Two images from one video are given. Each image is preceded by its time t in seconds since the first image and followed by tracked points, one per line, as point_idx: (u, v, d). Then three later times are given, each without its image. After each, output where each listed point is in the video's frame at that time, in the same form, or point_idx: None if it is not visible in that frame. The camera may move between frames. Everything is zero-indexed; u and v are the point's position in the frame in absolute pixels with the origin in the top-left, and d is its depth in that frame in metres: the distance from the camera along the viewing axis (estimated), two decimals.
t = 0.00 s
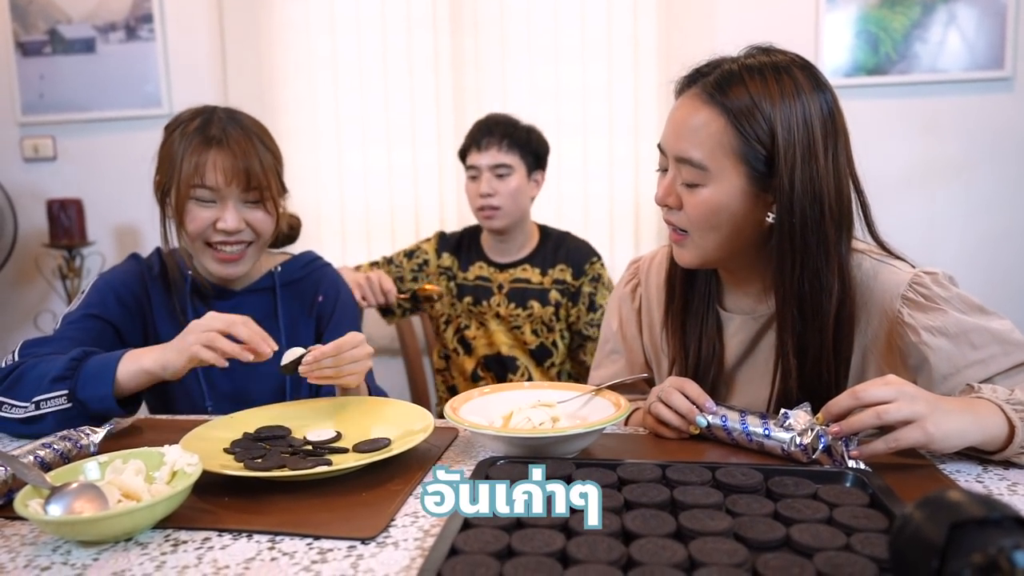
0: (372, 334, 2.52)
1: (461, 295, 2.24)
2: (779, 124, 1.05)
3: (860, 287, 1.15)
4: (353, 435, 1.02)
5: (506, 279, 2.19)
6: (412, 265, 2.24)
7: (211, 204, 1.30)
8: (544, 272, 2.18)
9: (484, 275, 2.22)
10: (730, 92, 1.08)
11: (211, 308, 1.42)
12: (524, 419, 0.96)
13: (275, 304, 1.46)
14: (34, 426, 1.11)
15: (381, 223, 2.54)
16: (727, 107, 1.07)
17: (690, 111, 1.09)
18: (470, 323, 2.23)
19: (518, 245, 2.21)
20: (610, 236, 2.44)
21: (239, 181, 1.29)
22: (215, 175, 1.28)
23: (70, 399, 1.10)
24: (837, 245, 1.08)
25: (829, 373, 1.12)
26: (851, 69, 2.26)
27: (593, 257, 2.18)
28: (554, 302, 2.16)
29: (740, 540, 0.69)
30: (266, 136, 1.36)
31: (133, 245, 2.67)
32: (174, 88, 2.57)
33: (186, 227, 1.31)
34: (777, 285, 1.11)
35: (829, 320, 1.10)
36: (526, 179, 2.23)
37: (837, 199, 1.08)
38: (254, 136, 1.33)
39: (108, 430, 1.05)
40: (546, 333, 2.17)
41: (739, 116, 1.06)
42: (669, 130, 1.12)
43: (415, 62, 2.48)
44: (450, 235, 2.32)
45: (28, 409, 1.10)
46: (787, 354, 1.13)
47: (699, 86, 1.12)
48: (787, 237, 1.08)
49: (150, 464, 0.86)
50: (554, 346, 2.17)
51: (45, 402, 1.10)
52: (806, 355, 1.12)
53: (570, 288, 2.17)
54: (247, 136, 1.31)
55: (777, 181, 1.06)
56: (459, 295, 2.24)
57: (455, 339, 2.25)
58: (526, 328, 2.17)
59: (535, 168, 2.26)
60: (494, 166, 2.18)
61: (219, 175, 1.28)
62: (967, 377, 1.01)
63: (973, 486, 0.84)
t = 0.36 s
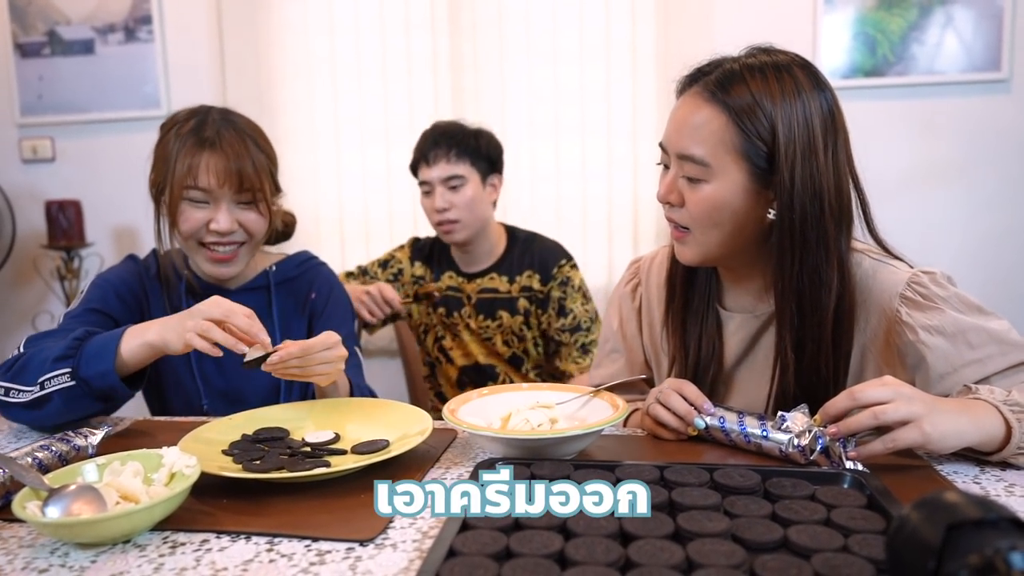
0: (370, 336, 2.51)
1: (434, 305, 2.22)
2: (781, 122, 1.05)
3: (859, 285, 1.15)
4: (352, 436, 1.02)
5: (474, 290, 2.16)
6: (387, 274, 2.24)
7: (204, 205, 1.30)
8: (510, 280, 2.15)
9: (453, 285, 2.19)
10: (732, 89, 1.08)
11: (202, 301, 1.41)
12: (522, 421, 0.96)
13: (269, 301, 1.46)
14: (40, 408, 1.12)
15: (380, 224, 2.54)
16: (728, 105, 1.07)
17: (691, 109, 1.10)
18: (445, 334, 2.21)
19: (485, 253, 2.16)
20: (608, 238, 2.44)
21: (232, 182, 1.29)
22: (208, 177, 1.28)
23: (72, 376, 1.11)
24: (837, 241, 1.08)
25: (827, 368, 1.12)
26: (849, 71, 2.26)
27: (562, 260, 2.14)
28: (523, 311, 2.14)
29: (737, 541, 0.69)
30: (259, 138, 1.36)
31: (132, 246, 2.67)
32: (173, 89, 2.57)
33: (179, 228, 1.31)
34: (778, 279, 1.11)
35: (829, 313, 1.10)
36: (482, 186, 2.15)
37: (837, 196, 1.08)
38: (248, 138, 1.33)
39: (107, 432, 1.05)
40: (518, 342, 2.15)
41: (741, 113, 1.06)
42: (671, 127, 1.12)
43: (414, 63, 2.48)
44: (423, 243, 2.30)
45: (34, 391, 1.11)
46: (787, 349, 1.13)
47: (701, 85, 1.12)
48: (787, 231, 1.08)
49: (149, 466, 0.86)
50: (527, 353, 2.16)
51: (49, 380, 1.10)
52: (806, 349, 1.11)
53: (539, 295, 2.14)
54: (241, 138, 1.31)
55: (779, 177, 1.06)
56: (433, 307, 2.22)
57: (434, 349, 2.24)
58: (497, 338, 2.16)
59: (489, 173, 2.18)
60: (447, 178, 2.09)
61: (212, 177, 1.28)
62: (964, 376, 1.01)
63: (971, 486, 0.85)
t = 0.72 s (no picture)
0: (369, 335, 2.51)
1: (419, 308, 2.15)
2: (785, 117, 1.06)
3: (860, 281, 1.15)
4: (351, 436, 1.02)
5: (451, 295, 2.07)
6: (379, 273, 2.21)
7: (204, 197, 1.30)
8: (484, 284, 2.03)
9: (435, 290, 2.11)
10: (738, 85, 1.08)
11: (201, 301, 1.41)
12: (522, 420, 0.96)
13: (268, 301, 1.46)
14: (37, 407, 1.12)
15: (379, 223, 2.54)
16: (733, 100, 1.07)
17: (696, 105, 1.10)
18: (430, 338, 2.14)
19: (466, 257, 2.05)
20: (608, 237, 2.44)
21: (232, 174, 1.29)
22: (208, 168, 1.28)
23: (68, 375, 1.11)
24: (839, 235, 1.08)
25: (829, 361, 1.12)
26: (849, 71, 2.26)
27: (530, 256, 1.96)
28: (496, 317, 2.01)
29: (736, 540, 0.69)
30: (259, 133, 1.36)
31: (131, 246, 2.67)
32: (173, 88, 2.57)
33: (179, 221, 1.31)
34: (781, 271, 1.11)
35: (832, 306, 1.10)
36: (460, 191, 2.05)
37: (840, 189, 1.08)
38: (249, 133, 1.33)
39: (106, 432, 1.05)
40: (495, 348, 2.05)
41: (747, 108, 1.06)
42: (677, 122, 1.13)
43: (413, 61, 2.48)
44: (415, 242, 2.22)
45: (31, 390, 1.11)
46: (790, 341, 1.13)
47: (707, 80, 1.12)
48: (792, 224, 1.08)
49: (148, 465, 0.86)
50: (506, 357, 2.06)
51: (46, 379, 1.10)
52: (809, 341, 1.11)
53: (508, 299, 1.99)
54: (241, 131, 1.32)
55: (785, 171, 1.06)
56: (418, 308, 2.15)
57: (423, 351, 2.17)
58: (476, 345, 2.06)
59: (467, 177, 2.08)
60: (422, 185, 2.00)
61: (213, 168, 1.28)
62: (962, 372, 1.01)
63: (969, 486, 0.85)
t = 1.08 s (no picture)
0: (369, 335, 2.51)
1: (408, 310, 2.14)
2: (817, 100, 1.08)
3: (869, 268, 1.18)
4: (351, 434, 1.02)
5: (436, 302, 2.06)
6: (375, 273, 2.20)
7: (197, 213, 1.30)
8: (465, 294, 2.01)
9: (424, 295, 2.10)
10: (769, 70, 1.10)
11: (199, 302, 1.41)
12: (521, 420, 0.96)
13: (265, 301, 1.46)
14: (27, 411, 1.12)
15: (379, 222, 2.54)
16: (765, 85, 1.08)
17: (726, 91, 1.10)
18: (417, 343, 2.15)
19: (450, 265, 2.04)
20: (608, 237, 2.44)
21: (224, 190, 1.29)
22: (199, 186, 1.28)
23: (58, 380, 1.11)
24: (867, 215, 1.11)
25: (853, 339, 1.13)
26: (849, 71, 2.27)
27: (511, 264, 1.94)
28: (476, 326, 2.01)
29: (735, 540, 0.69)
30: (249, 143, 1.36)
31: (131, 245, 2.67)
32: (172, 88, 2.57)
33: (174, 237, 1.32)
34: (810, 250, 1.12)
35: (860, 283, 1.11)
36: (446, 196, 2.04)
37: (865, 172, 1.11)
38: (239, 145, 1.32)
39: (105, 431, 1.05)
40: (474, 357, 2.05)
41: (780, 91, 1.08)
42: (703, 111, 1.12)
43: (413, 58, 2.48)
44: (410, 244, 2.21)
45: (21, 394, 1.11)
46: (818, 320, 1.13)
47: (734, 67, 1.13)
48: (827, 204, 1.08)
49: (147, 464, 0.86)
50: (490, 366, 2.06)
51: (35, 384, 1.10)
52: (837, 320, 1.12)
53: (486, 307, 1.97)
54: (232, 145, 1.31)
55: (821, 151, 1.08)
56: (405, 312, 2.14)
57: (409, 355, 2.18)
58: (458, 353, 2.07)
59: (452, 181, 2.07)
60: (406, 190, 2.00)
61: (203, 186, 1.28)
62: (962, 356, 1.04)
63: (968, 486, 0.85)
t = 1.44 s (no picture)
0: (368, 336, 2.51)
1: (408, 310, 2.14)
2: (861, 92, 1.10)
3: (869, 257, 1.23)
4: (350, 433, 1.02)
5: (437, 303, 2.06)
6: (375, 273, 2.20)
7: (174, 207, 1.30)
8: (466, 295, 2.01)
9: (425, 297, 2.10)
10: (820, 60, 1.08)
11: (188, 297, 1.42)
12: (521, 419, 0.96)
13: (258, 295, 1.46)
14: None
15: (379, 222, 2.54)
16: (823, 77, 1.07)
17: (785, 83, 1.07)
18: (418, 343, 2.14)
19: (452, 264, 2.04)
20: (608, 238, 2.44)
21: (197, 185, 1.27)
22: (171, 180, 1.26)
23: None
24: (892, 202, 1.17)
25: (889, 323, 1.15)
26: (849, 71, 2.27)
27: (512, 266, 1.94)
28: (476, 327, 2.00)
29: (734, 540, 0.69)
30: (226, 135, 1.34)
31: (131, 243, 2.67)
32: (171, 87, 2.57)
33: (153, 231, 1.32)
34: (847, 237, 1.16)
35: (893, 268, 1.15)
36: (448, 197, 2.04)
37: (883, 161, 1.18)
38: (214, 139, 1.30)
39: (104, 430, 1.05)
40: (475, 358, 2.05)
41: (834, 84, 1.07)
42: (756, 107, 1.07)
43: (413, 56, 2.48)
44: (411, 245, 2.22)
45: None
46: (868, 305, 1.15)
47: (782, 58, 1.10)
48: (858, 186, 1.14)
49: (147, 463, 0.86)
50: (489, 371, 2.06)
51: None
52: (875, 305, 1.14)
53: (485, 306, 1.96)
54: (206, 139, 1.29)
55: (869, 139, 1.11)
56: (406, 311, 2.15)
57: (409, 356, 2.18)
58: (458, 354, 2.07)
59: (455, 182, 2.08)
60: (409, 188, 2.00)
61: (175, 180, 1.26)
62: (960, 341, 1.07)
63: (968, 486, 0.85)
